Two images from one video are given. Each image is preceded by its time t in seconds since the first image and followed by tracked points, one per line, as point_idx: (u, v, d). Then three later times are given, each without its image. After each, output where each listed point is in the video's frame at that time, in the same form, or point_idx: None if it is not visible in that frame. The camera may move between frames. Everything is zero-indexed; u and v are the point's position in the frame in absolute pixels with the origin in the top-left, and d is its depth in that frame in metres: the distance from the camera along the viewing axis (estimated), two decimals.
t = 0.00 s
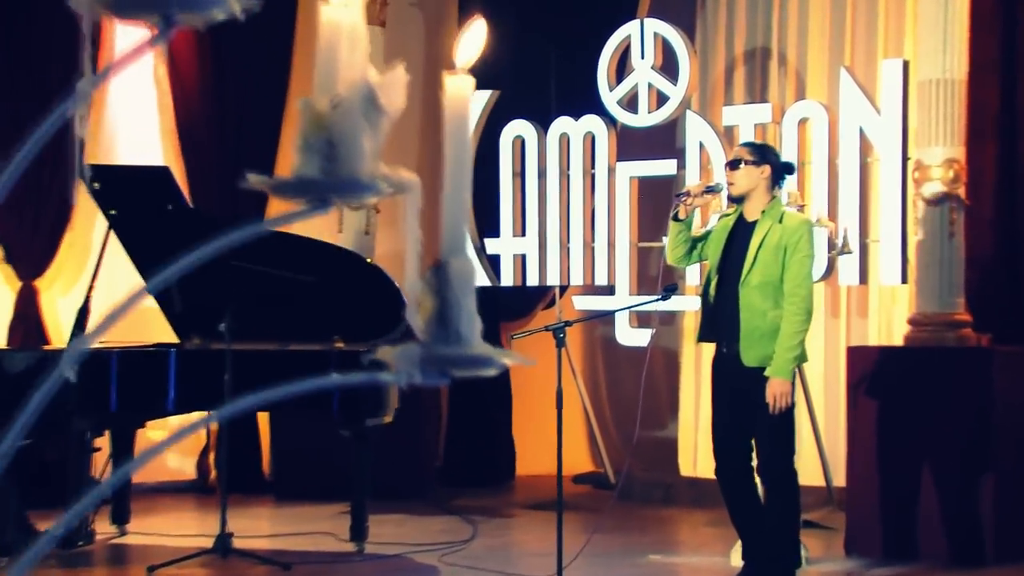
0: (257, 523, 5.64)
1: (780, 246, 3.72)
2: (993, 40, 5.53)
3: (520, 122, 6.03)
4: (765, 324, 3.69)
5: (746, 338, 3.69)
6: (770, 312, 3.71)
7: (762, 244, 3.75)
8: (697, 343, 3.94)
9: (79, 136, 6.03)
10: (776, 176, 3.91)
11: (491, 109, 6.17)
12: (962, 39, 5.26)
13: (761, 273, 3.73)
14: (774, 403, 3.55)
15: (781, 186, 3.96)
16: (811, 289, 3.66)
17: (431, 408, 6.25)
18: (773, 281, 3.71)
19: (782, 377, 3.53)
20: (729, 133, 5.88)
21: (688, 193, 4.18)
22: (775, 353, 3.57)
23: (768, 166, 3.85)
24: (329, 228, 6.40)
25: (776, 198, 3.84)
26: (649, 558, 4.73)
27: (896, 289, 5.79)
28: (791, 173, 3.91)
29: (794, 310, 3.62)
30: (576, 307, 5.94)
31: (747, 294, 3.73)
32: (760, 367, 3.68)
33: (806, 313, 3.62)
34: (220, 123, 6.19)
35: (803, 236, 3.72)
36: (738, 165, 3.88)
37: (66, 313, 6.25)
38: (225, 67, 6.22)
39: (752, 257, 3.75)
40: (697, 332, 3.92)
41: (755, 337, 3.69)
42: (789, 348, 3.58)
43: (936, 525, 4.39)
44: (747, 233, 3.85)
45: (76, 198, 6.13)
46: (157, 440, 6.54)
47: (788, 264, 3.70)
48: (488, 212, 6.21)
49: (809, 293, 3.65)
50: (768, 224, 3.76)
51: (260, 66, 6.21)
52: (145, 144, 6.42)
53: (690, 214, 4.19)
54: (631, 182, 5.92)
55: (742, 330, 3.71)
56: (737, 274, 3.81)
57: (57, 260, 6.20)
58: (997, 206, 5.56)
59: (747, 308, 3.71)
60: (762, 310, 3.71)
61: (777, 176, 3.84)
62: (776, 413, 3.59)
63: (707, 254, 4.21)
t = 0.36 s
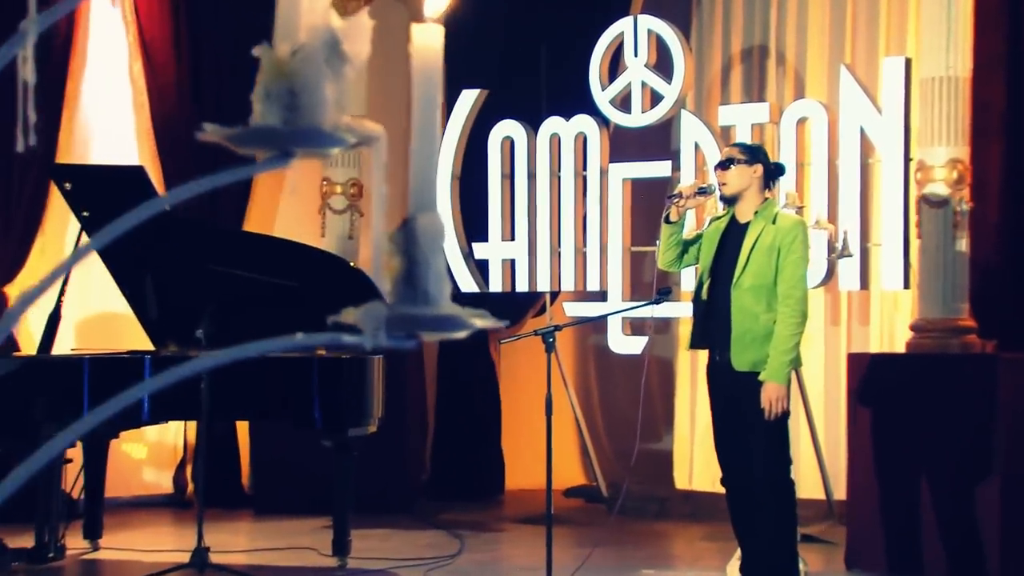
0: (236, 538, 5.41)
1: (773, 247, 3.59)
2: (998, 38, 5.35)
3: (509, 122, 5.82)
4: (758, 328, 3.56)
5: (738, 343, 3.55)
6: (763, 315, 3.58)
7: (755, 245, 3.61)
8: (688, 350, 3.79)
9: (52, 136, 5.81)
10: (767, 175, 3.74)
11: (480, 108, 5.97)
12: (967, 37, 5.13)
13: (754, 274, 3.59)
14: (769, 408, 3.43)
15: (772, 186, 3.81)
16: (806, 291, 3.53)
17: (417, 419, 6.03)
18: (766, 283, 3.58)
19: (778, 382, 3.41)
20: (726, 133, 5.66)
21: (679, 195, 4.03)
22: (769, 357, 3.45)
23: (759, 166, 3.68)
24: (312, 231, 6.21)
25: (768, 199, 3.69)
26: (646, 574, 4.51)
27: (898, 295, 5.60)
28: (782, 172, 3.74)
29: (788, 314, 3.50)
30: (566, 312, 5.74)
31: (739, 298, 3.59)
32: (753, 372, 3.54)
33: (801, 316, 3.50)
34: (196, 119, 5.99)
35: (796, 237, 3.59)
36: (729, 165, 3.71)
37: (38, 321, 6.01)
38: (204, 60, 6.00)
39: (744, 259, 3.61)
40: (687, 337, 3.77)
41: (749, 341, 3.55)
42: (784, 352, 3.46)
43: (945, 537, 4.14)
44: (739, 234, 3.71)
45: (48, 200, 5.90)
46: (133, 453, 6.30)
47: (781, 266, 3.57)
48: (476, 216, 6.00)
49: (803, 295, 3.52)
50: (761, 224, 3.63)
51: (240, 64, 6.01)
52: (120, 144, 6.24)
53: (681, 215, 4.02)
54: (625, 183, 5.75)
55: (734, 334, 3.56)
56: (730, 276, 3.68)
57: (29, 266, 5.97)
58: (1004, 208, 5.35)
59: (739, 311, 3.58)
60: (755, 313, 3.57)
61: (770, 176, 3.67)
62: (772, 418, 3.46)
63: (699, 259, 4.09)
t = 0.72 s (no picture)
0: (213, 554, 5.18)
1: (769, 249, 3.61)
2: (1003, 34, 5.17)
3: (498, 122, 5.64)
4: (752, 330, 3.58)
5: (732, 346, 3.59)
6: (759, 317, 3.60)
7: (752, 246, 3.64)
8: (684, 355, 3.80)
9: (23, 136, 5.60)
10: (765, 177, 3.78)
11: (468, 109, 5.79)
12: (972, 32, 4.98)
13: (750, 276, 3.61)
14: (756, 411, 3.49)
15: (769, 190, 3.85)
16: (802, 292, 3.55)
17: (402, 430, 5.83)
18: (763, 285, 3.60)
19: (765, 384, 3.46)
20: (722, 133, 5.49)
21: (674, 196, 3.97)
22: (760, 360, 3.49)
23: (756, 166, 3.73)
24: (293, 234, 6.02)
25: (765, 201, 3.73)
26: None
27: (902, 301, 5.41)
28: (780, 175, 3.80)
29: (782, 316, 3.52)
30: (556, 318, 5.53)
31: (734, 300, 3.62)
32: (746, 374, 3.57)
33: (796, 317, 3.51)
34: (174, 122, 5.87)
35: (793, 238, 3.61)
36: (725, 167, 3.76)
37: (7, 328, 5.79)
38: (182, 65, 5.93)
39: (740, 261, 3.64)
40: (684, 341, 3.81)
41: (742, 343, 3.58)
42: (776, 354, 3.50)
43: (950, 547, 3.90)
44: (737, 236, 3.73)
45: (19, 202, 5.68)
46: (107, 466, 6.07)
47: (777, 268, 3.60)
48: (464, 220, 5.81)
49: (799, 296, 3.54)
50: (758, 225, 3.66)
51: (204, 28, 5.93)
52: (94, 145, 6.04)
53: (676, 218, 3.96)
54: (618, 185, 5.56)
55: (729, 337, 3.60)
56: (726, 278, 3.69)
57: None
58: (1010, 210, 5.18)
59: (734, 314, 3.61)
60: (749, 315, 3.60)
61: (767, 177, 3.72)
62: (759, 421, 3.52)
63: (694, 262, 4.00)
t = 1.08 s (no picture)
0: (188, 570, 4.97)
1: (770, 250, 3.45)
2: (1007, 30, 5.01)
3: (487, 120, 5.45)
4: (753, 333, 3.42)
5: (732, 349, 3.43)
6: (760, 320, 3.44)
7: (752, 247, 3.48)
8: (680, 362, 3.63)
9: None
10: (766, 177, 3.61)
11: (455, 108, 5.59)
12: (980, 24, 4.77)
13: (751, 277, 3.46)
14: (759, 416, 3.32)
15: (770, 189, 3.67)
16: (805, 294, 3.40)
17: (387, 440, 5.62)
18: (764, 287, 3.45)
19: (769, 388, 3.30)
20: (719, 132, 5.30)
21: (670, 194, 3.80)
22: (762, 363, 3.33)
23: (757, 166, 3.55)
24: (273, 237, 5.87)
25: (766, 200, 3.55)
26: None
27: (905, 306, 5.22)
28: (781, 174, 3.62)
29: (785, 318, 3.37)
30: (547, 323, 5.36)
31: (734, 303, 3.47)
32: (746, 379, 3.41)
33: (798, 319, 3.37)
34: (153, 125, 5.74)
35: (796, 237, 3.46)
36: (725, 165, 3.58)
37: None
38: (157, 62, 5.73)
39: (740, 262, 3.48)
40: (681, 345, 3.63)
41: (743, 347, 3.42)
42: (778, 357, 3.34)
43: (950, 553, 3.94)
44: (737, 237, 3.57)
45: None
46: (81, 479, 5.87)
47: (779, 269, 3.44)
48: (451, 221, 5.62)
49: (801, 298, 3.39)
50: (759, 225, 3.49)
51: None
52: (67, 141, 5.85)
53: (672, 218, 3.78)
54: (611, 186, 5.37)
55: (729, 340, 3.44)
56: (725, 279, 3.53)
57: None
58: (1017, 211, 5.00)
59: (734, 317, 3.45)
60: (750, 317, 3.44)
61: (768, 177, 3.55)
62: (763, 429, 3.35)
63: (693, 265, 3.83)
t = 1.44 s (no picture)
0: None
1: (771, 250, 3.44)
2: (1012, 25, 4.84)
3: (475, 118, 5.28)
4: (758, 337, 3.41)
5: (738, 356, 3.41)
6: (764, 322, 3.43)
7: (754, 248, 3.46)
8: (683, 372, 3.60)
9: None
10: (761, 175, 3.59)
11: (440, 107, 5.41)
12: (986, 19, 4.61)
13: (753, 279, 3.44)
14: (768, 422, 3.33)
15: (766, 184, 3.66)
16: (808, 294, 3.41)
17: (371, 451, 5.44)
18: (766, 289, 3.44)
19: (776, 395, 3.31)
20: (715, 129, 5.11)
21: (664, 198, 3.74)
22: (768, 370, 3.34)
23: (753, 165, 3.54)
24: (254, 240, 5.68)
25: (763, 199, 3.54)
26: None
27: (909, 311, 5.03)
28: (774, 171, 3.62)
29: (789, 320, 3.37)
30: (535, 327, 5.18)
31: (737, 307, 3.45)
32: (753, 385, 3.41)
33: (803, 321, 3.37)
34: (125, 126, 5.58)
35: (796, 236, 3.45)
36: (720, 168, 3.56)
37: None
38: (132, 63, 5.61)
39: (742, 264, 3.47)
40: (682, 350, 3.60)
41: (749, 353, 3.41)
42: (784, 361, 3.35)
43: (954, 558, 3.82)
44: (734, 237, 3.54)
45: None
46: (51, 492, 5.66)
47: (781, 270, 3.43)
48: (438, 224, 5.43)
49: (805, 298, 3.39)
50: (758, 225, 3.48)
51: None
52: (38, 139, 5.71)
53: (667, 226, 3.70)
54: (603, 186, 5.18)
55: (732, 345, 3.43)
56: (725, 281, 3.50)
57: None
58: None
59: (738, 323, 3.43)
60: (754, 321, 3.43)
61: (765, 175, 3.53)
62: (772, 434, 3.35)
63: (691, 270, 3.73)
